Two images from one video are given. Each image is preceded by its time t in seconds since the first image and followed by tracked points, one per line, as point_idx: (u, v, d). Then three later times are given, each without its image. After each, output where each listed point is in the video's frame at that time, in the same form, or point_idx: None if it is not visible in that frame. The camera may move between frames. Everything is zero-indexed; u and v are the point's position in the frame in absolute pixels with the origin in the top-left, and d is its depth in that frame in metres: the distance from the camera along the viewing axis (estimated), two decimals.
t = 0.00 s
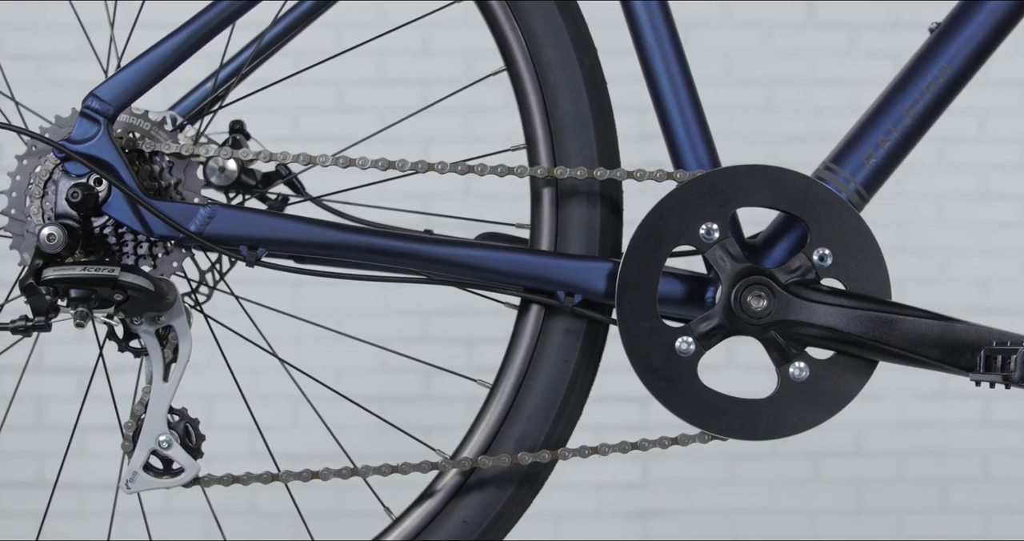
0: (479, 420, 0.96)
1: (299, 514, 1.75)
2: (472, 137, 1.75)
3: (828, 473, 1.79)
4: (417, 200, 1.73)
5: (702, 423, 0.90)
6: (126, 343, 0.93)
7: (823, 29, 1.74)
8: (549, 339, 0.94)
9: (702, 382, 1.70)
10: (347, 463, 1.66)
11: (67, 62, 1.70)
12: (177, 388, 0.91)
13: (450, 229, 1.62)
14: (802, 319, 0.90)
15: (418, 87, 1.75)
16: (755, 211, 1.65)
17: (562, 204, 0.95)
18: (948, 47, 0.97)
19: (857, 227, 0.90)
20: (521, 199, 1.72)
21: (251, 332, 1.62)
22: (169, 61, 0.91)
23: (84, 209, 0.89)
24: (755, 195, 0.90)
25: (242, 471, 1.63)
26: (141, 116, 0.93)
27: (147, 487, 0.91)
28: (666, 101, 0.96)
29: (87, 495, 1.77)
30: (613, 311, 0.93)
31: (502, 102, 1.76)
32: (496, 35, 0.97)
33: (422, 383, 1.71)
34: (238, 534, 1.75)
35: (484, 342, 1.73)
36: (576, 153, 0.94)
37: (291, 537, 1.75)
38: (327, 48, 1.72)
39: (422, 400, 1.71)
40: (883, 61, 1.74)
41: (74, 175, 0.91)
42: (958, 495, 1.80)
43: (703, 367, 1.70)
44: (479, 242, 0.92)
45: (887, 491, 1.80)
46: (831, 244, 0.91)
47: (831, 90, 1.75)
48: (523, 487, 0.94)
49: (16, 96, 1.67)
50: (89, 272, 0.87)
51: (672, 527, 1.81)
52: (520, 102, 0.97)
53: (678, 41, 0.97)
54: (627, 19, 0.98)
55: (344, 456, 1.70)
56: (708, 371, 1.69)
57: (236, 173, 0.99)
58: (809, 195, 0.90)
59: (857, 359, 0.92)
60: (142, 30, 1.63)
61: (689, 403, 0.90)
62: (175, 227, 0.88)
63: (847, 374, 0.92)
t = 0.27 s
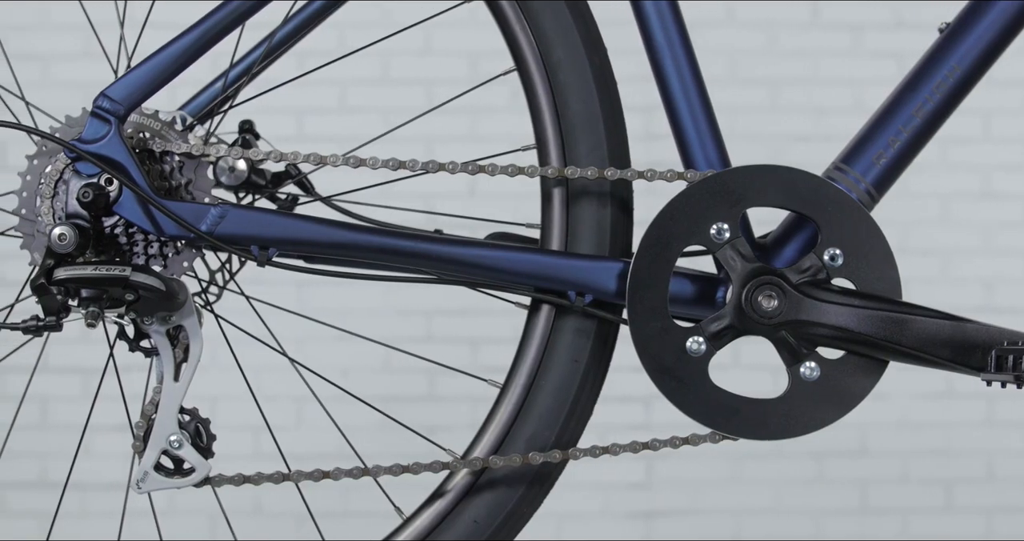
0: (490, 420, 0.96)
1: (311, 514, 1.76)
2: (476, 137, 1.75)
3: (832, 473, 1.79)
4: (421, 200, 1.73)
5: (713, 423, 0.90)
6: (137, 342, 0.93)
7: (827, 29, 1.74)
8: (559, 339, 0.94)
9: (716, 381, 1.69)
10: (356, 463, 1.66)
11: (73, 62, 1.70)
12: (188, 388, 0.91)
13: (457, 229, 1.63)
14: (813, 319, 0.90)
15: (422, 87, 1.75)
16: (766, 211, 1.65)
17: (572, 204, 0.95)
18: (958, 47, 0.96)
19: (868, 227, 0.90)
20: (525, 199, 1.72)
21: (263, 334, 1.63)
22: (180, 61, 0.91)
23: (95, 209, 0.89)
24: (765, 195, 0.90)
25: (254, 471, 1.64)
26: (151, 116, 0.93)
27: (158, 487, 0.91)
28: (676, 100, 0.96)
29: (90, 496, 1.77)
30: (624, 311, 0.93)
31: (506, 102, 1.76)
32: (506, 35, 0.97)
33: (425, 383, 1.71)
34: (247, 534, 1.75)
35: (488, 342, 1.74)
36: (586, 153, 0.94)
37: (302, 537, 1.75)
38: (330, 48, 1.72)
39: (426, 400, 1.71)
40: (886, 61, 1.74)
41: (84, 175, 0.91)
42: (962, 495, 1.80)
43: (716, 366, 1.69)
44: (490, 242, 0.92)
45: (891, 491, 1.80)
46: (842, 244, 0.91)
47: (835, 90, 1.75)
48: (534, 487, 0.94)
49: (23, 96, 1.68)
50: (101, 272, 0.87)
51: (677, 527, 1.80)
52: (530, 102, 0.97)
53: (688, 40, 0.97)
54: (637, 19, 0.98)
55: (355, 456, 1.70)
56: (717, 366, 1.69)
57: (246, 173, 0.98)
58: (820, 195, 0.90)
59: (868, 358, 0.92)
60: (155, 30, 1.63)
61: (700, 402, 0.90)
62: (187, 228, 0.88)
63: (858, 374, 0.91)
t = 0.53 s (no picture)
0: (502, 419, 0.96)
1: (324, 513, 1.76)
2: (478, 137, 1.75)
3: (835, 473, 1.79)
4: (424, 199, 1.73)
5: (726, 422, 0.90)
6: (150, 343, 0.93)
7: (829, 29, 1.74)
8: (572, 339, 0.94)
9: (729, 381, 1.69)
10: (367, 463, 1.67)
11: (76, 62, 1.70)
12: (201, 388, 0.91)
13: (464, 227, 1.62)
14: (826, 319, 0.90)
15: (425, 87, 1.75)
16: (778, 211, 1.65)
17: (584, 204, 0.95)
18: (970, 47, 0.96)
19: (880, 227, 0.90)
20: (529, 199, 1.73)
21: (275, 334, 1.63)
22: (193, 60, 0.91)
23: (108, 210, 0.89)
24: (778, 195, 0.90)
25: (267, 470, 1.65)
26: (163, 116, 0.93)
27: (171, 487, 0.91)
28: (688, 101, 0.96)
29: (93, 495, 1.78)
30: (636, 311, 0.93)
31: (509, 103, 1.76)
32: (519, 35, 0.97)
33: (429, 383, 1.71)
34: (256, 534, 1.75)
35: (491, 342, 1.74)
36: (599, 153, 0.94)
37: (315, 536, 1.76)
38: (333, 48, 1.72)
39: (428, 400, 1.71)
40: (888, 61, 1.74)
41: (98, 174, 0.91)
42: (965, 495, 1.80)
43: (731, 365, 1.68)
44: (503, 242, 0.92)
45: (894, 491, 1.80)
46: (855, 244, 0.91)
47: (837, 90, 1.75)
48: (546, 487, 0.94)
49: (32, 96, 1.68)
50: (114, 272, 0.87)
51: (679, 527, 1.80)
52: (542, 103, 0.97)
53: (700, 40, 0.96)
54: (649, 19, 0.98)
55: (369, 456, 1.71)
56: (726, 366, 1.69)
57: (258, 173, 0.97)
58: (832, 195, 0.90)
59: (881, 358, 0.92)
60: (168, 30, 1.65)
61: (713, 402, 0.90)
62: (200, 227, 0.88)
63: (870, 374, 0.92)
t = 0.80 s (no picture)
0: (519, 419, 0.96)
1: (340, 512, 1.77)
2: (481, 137, 1.75)
3: (837, 473, 1.80)
4: (426, 199, 1.73)
5: (743, 422, 0.90)
6: (167, 342, 0.93)
7: (831, 29, 1.74)
8: (589, 339, 0.94)
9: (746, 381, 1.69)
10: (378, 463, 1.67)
11: (80, 62, 1.70)
12: (218, 388, 0.91)
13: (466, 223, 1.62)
14: (843, 319, 0.90)
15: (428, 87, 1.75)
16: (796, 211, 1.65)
17: (601, 204, 0.95)
18: (986, 47, 0.96)
19: (897, 227, 0.90)
20: (532, 199, 1.73)
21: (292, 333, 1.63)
22: (210, 60, 0.91)
23: (126, 210, 0.89)
24: (795, 196, 0.90)
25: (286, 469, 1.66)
26: (180, 116, 0.93)
27: (188, 487, 0.91)
28: (704, 101, 0.96)
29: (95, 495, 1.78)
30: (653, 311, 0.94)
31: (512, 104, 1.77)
32: (535, 35, 0.97)
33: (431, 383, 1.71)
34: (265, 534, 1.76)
35: (494, 341, 1.74)
36: (615, 154, 0.95)
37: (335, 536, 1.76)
38: (335, 49, 1.72)
39: (432, 400, 1.71)
40: (890, 61, 1.75)
41: (115, 174, 0.91)
42: (967, 495, 1.81)
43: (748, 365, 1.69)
44: (520, 242, 0.92)
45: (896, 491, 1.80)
46: (872, 244, 0.91)
47: (839, 90, 1.76)
48: (563, 487, 0.94)
49: (50, 97, 1.69)
50: (132, 272, 0.87)
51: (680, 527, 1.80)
52: (558, 103, 0.97)
53: (716, 41, 0.97)
54: (664, 19, 0.98)
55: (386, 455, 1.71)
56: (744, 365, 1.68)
57: (274, 173, 0.98)
58: (850, 195, 0.90)
59: (898, 358, 0.92)
60: (183, 29, 1.65)
61: (730, 402, 0.90)
62: (217, 227, 0.88)
63: (887, 374, 0.92)
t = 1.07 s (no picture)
0: (535, 418, 0.96)
1: (356, 512, 1.77)
2: (485, 137, 1.75)
3: (841, 473, 1.80)
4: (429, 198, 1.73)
5: (760, 422, 0.90)
6: (184, 342, 0.92)
7: (835, 29, 1.75)
8: (605, 339, 0.94)
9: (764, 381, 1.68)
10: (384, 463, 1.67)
11: (84, 62, 1.70)
12: (235, 388, 0.91)
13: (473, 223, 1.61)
14: (861, 319, 0.90)
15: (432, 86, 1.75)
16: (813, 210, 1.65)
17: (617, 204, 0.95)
18: (1002, 46, 0.96)
19: (915, 227, 0.91)
20: (537, 199, 1.73)
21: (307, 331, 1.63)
22: (227, 60, 0.90)
23: (143, 209, 0.88)
24: (811, 195, 0.90)
25: (303, 470, 1.66)
26: (197, 115, 0.93)
27: (205, 486, 0.91)
28: (720, 100, 0.96)
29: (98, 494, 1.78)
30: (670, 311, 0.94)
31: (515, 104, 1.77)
32: (551, 35, 0.97)
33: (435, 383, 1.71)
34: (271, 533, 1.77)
35: (498, 341, 1.74)
36: (632, 153, 0.95)
37: (350, 536, 1.76)
38: (340, 49, 1.72)
39: (436, 400, 1.71)
40: (894, 61, 1.75)
41: (132, 174, 0.91)
42: (969, 495, 1.81)
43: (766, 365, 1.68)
44: (538, 242, 0.92)
45: (899, 491, 1.80)
46: (888, 244, 0.91)
47: (843, 89, 1.76)
48: (580, 486, 0.94)
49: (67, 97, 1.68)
50: (150, 272, 0.86)
51: (682, 528, 1.80)
52: (574, 102, 0.97)
53: (732, 40, 0.96)
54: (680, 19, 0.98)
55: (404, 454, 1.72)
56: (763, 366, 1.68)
57: (289, 173, 0.99)
58: (866, 194, 0.91)
59: (915, 358, 0.92)
60: (201, 28, 1.65)
61: (748, 402, 0.90)
62: (235, 227, 0.88)
63: (904, 374, 0.92)
